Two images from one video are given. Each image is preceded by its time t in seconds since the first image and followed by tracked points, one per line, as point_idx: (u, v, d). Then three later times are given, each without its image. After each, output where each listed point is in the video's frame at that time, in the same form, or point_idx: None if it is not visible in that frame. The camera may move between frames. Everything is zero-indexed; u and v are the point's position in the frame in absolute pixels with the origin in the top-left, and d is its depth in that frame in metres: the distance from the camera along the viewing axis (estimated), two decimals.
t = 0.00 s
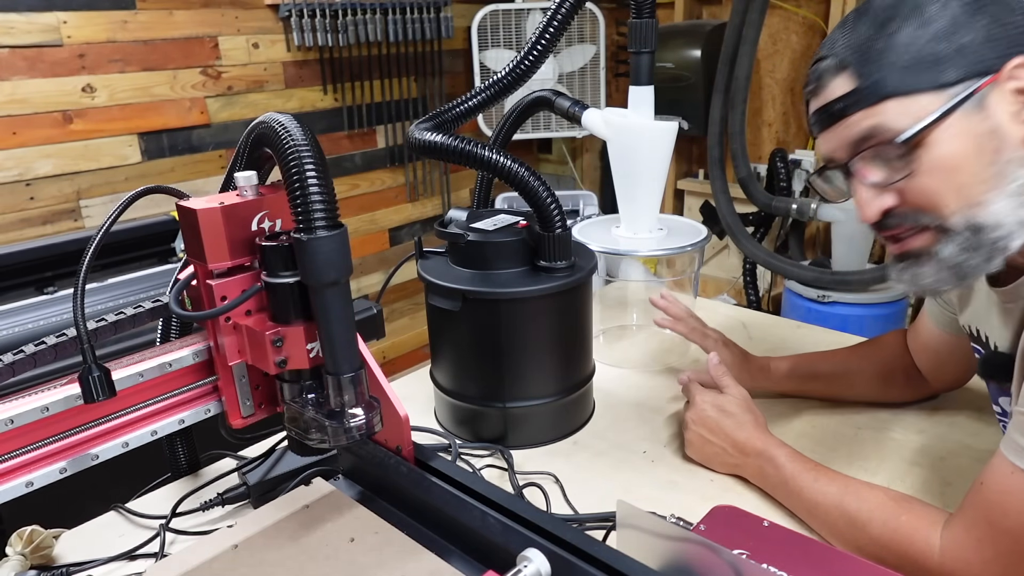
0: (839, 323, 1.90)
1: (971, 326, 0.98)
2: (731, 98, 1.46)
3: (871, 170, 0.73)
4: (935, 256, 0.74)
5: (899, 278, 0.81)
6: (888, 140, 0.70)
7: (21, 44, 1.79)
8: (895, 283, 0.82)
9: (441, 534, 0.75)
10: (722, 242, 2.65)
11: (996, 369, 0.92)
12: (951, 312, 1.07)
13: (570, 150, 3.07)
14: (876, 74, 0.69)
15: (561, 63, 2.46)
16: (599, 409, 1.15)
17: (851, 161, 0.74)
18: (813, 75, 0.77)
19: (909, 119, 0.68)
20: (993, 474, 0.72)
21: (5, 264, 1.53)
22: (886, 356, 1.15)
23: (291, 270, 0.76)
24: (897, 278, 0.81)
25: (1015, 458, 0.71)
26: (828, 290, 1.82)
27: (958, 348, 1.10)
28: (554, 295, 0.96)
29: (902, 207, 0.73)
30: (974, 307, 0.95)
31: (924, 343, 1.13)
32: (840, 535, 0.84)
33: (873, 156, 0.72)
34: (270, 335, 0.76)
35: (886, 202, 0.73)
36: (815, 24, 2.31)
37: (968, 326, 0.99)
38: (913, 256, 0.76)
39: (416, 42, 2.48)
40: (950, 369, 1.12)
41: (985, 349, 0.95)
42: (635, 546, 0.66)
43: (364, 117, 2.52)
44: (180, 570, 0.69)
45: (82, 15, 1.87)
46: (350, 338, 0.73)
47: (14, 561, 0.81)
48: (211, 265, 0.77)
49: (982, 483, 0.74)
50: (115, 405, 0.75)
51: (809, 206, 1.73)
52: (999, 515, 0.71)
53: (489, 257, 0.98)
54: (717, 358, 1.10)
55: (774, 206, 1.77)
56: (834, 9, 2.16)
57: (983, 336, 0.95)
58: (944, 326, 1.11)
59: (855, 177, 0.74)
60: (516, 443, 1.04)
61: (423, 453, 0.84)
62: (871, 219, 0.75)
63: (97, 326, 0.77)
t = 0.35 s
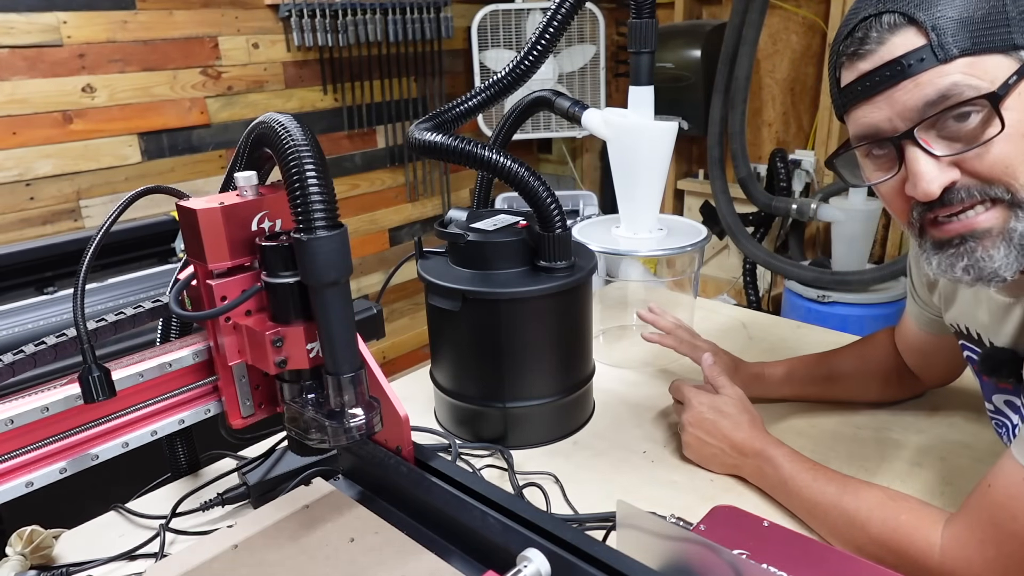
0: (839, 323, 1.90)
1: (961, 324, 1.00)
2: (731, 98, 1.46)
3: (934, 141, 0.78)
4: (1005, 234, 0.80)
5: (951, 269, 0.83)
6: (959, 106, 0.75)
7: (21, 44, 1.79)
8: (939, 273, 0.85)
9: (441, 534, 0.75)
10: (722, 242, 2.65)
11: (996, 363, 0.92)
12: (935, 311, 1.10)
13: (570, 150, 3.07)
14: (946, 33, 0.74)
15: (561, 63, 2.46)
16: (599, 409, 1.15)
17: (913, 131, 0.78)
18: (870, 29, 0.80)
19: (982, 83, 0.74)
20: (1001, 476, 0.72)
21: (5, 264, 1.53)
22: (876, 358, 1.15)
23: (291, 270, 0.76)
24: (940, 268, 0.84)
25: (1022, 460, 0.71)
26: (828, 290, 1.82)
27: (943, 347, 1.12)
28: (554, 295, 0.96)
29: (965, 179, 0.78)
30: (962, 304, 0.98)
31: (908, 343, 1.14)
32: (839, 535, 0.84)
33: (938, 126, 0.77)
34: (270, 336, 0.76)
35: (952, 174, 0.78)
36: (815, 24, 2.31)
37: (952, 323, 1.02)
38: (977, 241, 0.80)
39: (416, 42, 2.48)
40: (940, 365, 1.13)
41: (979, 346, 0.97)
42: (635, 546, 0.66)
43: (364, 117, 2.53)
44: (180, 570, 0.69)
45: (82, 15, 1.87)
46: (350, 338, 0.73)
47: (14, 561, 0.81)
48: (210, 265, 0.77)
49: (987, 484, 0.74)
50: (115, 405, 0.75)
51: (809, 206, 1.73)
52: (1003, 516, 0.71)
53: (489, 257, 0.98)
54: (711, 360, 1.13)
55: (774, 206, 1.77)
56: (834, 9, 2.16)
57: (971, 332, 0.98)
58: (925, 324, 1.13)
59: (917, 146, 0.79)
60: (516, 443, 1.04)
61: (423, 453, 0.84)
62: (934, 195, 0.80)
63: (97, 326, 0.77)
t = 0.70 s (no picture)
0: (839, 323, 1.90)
1: (956, 329, 1.00)
2: (732, 98, 1.46)
3: (939, 155, 0.78)
4: (1002, 245, 0.80)
5: (952, 279, 0.84)
6: (965, 120, 0.75)
7: (21, 44, 1.79)
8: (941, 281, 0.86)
9: (441, 534, 0.75)
10: (722, 242, 2.64)
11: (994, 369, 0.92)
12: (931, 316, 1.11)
13: (570, 150, 3.08)
14: (951, 43, 0.73)
15: (561, 63, 2.46)
16: (599, 409, 1.15)
17: (918, 144, 0.78)
18: (870, 38, 0.79)
19: (989, 96, 0.74)
20: (999, 478, 0.72)
21: (5, 264, 1.53)
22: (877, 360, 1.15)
23: (291, 270, 0.76)
24: (940, 276, 0.86)
25: (1020, 463, 0.71)
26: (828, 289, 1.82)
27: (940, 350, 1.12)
28: (554, 295, 0.96)
29: (967, 194, 0.79)
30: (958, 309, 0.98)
31: (908, 346, 1.15)
32: (838, 535, 0.84)
33: (943, 139, 0.77)
34: (270, 336, 0.76)
35: (954, 189, 0.79)
36: (815, 24, 2.31)
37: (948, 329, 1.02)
38: (975, 251, 0.81)
39: (416, 42, 2.48)
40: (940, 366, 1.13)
41: (975, 353, 0.97)
42: (635, 546, 0.66)
43: (364, 117, 2.53)
44: (180, 570, 0.69)
45: (82, 15, 1.87)
46: (350, 338, 0.73)
47: (14, 561, 0.81)
48: (211, 265, 0.77)
49: (985, 486, 0.74)
50: (115, 405, 0.75)
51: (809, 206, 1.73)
52: (1002, 519, 0.71)
53: (488, 257, 0.98)
54: (708, 363, 1.15)
55: (774, 206, 1.77)
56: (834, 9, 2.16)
57: (968, 338, 0.98)
58: (923, 329, 1.13)
59: (922, 159, 0.78)
60: (516, 443, 1.04)
61: (423, 453, 0.84)
62: (938, 210, 0.80)
63: (97, 326, 0.77)
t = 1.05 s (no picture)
0: (839, 323, 1.90)
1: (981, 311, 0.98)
2: (731, 98, 1.46)
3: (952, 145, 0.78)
4: None
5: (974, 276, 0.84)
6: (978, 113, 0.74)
7: (21, 44, 1.79)
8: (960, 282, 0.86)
9: (441, 534, 0.75)
10: (722, 242, 2.64)
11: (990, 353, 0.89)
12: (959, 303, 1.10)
13: (570, 150, 3.07)
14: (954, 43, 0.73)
15: (561, 63, 2.46)
16: (599, 409, 1.15)
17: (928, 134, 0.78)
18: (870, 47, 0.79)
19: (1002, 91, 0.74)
20: (995, 478, 0.71)
21: (5, 264, 1.53)
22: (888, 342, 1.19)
23: (291, 270, 0.76)
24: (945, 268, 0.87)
25: (1015, 463, 0.70)
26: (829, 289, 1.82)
27: (957, 328, 1.15)
28: (553, 295, 0.96)
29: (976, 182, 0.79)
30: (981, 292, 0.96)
31: (926, 326, 1.17)
32: (838, 535, 0.84)
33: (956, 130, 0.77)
34: (270, 336, 0.76)
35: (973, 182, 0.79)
36: (815, 24, 2.31)
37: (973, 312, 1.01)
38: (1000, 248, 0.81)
39: (416, 42, 2.48)
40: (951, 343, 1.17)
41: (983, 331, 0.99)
42: (634, 546, 0.66)
43: (364, 117, 2.52)
44: (180, 570, 0.69)
45: (82, 15, 1.87)
46: (350, 338, 0.73)
47: (14, 561, 0.81)
48: (211, 265, 0.77)
49: (982, 486, 0.73)
50: (115, 405, 0.75)
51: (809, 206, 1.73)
52: (998, 519, 0.70)
53: (488, 257, 0.98)
54: (702, 363, 1.13)
55: (774, 206, 1.77)
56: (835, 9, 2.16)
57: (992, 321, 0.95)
58: (945, 310, 1.15)
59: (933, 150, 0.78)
60: (516, 443, 1.04)
61: (423, 453, 0.84)
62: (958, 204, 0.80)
63: (97, 326, 0.77)
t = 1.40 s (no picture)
0: (839, 323, 1.90)
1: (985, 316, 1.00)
2: (731, 98, 1.46)
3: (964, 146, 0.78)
4: None
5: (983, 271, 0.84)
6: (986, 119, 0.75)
7: (21, 44, 1.79)
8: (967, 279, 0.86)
9: (441, 534, 0.75)
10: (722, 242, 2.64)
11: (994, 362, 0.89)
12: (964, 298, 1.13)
13: (570, 150, 3.08)
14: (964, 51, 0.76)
15: (561, 63, 2.46)
16: (599, 409, 1.15)
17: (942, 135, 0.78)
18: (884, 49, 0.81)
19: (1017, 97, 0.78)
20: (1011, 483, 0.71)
21: (5, 264, 1.53)
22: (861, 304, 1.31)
23: (291, 270, 0.76)
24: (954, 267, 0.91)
25: None
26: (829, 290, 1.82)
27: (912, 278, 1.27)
28: (554, 295, 0.96)
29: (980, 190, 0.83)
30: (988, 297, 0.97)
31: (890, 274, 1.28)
32: (837, 536, 0.84)
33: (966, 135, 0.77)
34: (270, 336, 0.76)
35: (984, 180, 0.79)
36: (815, 24, 2.31)
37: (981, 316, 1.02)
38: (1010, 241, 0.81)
39: (416, 42, 2.48)
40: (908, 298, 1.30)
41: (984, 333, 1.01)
42: (634, 546, 0.66)
43: (364, 117, 2.52)
44: (180, 570, 0.69)
45: (82, 15, 1.87)
46: (350, 338, 0.73)
47: (14, 561, 0.81)
48: (211, 265, 0.77)
49: (997, 489, 0.72)
50: (115, 405, 0.75)
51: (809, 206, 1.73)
52: (1009, 523, 0.69)
53: (488, 257, 0.98)
54: (706, 364, 1.14)
55: (774, 206, 1.77)
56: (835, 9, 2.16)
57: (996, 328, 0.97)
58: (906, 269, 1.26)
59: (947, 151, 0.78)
60: (516, 443, 1.04)
61: (423, 453, 0.84)
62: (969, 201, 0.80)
63: (97, 326, 0.77)
